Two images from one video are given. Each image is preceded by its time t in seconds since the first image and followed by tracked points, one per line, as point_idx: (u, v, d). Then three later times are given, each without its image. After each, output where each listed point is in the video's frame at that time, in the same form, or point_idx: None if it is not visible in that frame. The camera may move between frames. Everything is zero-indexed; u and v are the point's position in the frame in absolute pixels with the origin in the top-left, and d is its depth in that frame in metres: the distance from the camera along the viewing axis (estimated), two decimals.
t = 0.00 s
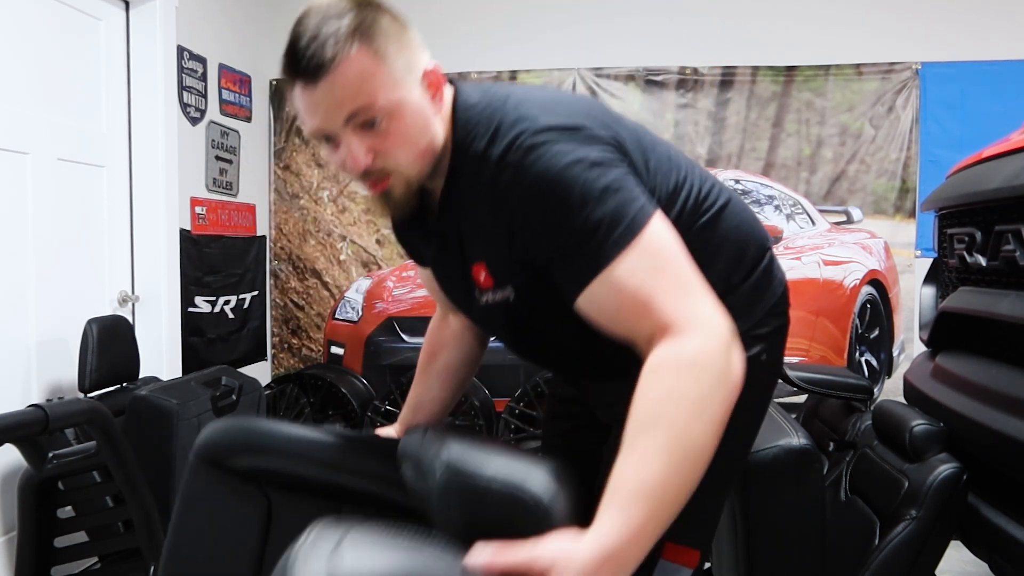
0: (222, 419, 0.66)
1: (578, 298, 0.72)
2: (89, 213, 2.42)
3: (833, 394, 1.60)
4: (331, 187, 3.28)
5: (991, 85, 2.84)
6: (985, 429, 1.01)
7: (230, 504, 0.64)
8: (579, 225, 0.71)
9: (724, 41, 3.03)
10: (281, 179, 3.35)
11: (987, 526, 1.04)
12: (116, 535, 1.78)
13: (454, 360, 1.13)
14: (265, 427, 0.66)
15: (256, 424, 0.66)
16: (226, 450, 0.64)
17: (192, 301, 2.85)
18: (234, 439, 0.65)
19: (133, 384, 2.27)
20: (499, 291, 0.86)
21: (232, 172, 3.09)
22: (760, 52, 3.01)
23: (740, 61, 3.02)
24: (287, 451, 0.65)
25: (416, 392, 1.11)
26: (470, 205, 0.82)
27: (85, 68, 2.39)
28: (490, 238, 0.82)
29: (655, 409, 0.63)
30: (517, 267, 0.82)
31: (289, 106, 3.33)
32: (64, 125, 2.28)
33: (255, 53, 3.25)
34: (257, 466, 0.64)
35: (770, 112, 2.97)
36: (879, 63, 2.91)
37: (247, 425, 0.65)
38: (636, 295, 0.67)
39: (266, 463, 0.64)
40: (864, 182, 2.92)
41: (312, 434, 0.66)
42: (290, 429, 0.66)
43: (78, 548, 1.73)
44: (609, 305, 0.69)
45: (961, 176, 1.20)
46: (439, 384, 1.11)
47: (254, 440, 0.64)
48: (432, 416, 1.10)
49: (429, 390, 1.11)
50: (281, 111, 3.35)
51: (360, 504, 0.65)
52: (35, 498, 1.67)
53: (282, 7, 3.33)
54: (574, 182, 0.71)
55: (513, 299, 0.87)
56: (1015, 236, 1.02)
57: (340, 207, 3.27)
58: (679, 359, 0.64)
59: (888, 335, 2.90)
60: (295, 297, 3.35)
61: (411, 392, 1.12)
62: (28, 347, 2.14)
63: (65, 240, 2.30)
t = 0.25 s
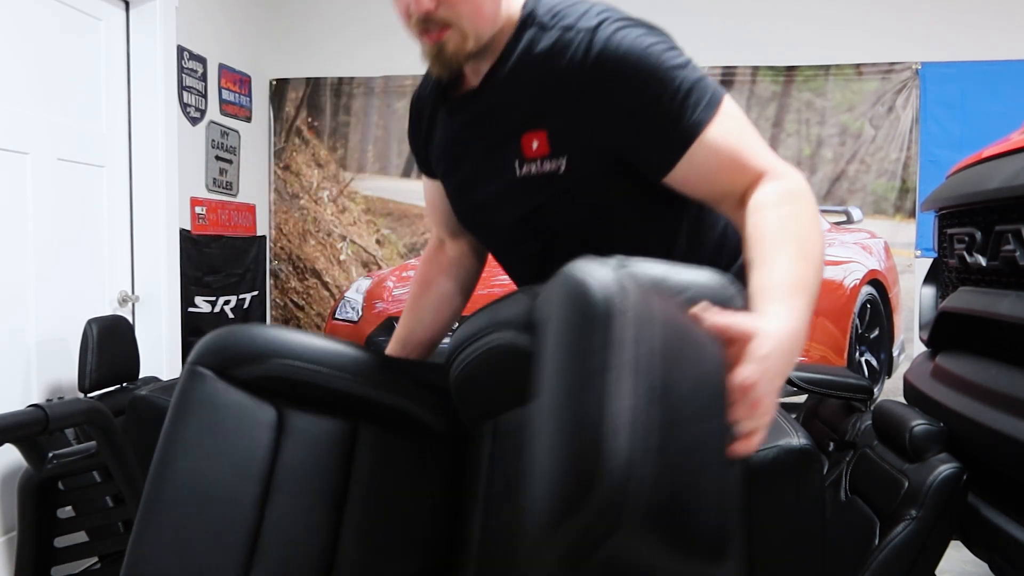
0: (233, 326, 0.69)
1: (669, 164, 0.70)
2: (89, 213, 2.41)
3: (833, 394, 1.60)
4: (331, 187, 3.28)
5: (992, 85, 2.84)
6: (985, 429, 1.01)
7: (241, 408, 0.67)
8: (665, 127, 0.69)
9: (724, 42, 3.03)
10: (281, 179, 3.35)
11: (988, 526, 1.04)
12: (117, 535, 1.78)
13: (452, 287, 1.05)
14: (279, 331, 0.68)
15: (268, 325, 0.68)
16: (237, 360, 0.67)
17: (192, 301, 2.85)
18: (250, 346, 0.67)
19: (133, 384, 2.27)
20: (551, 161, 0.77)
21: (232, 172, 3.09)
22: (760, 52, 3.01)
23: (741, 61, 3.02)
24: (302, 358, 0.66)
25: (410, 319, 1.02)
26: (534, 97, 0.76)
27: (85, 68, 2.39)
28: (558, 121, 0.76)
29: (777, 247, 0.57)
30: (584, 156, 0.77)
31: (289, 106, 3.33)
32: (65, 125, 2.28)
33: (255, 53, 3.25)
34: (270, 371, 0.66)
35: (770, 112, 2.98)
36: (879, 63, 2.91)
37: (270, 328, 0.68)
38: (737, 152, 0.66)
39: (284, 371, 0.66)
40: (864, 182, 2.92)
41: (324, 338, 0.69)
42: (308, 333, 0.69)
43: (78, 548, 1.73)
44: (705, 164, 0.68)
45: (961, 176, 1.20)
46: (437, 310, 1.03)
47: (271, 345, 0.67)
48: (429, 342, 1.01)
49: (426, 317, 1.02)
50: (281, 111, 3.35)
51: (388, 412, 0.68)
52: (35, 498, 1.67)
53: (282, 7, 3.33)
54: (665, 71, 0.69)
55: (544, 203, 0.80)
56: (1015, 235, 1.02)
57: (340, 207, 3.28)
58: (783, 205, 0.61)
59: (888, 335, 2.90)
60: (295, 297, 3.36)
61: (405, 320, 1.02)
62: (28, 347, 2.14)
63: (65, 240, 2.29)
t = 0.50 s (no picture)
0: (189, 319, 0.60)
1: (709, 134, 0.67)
2: (89, 213, 2.41)
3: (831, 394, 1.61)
4: (331, 187, 3.30)
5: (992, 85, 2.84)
6: (985, 429, 1.01)
7: (226, 413, 0.58)
8: (724, 90, 0.64)
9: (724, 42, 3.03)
10: (281, 179, 3.36)
11: (987, 526, 1.04)
12: (117, 535, 1.78)
13: (426, 263, 0.93)
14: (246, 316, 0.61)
15: (229, 312, 0.61)
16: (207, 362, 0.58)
17: (192, 300, 2.85)
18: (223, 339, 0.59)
19: (133, 384, 2.26)
20: (609, 103, 0.67)
21: (232, 172, 3.09)
22: (760, 52, 3.01)
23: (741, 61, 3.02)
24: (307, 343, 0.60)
25: (376, 293, 0.90)
26: (602, 40, 0.67)
27: (85, 68, 2.39)
28: (628, 64, 0.67)
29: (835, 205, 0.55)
30: (647, 101, 0.67)
31: (289, 106, 3.33)
32: (65, 125, 2.28)
33: (255, 53, 3.25)
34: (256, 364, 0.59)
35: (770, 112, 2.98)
36: (879, 63, 2.91)
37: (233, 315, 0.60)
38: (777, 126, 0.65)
39: (272, 361, 0.59)
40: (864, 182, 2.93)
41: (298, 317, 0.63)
42: (280, 315, 0.62)
43: (78, 548, 1.73)
44: (743, 136, 0.66)
45: (961, 176, 1.20)
46: (408, 286, 0.91)
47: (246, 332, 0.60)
48: (391, 324, 0.90)
49: (395, 292, 0.91)
50: (281, 111, 3.35)
51: (394, 397, 0.64)
52: (35, 498, 1.66)
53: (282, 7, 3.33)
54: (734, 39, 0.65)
55: (578, 155, 0.70)
56: (1015, 236, 1.02)
57: (340, 207, 3.30)
58: (832, 168, 0.60)
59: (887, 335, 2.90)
60: (295, 297, 3.36)
61: (370, 292, 0.91)
62: (28, 347, 2.14)
63: (65, 240, 2.29)
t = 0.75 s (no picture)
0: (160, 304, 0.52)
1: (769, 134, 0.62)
2: (89, 213, 2.41)
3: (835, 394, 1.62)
4: (331, 187, 3.29)
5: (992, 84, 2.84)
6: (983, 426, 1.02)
7: (204, 413, 0.50)
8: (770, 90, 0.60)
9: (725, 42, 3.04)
10: (281, 179, 3.36)
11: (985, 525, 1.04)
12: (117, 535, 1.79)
13: (409, 259, 0.84)
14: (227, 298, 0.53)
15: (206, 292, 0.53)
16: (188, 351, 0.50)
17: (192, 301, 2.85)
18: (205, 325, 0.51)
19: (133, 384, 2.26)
20: (671, 94, 0.59)
21: (232, 172, 3.09)
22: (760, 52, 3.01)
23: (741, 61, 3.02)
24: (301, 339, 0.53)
25: (351, 287, 0.82)
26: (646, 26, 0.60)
27: (85, 68, 2.39)
28: (677, 52, 0.60)
29: (885, 236, 0.57)
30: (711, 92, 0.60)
31: (289, 106, 3.33)
32: (65, 125, 2.28)
33: (254, 53, 3.25)
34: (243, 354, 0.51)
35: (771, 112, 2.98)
36: (879, 63, 2.91)
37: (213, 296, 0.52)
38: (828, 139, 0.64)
39: (263, 352, 0.52)
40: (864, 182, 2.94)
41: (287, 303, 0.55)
42: (266, 298, 0.54)
43: (78, 548, 1.73)
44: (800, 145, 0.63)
45: (961, 176, 1.20)
46: (386, 283, 0.83)
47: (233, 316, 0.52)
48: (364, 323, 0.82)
49: (372, 290, 0.82)
50: (281, 111, 3.35)
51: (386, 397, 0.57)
52: (35, 499, 1.66)
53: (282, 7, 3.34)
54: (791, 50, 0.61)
55: (607, 147, 0.61)
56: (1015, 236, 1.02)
57: (340, 207, 3.29)
58: (867, 188, 0.62)
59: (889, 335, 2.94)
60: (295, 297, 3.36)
61: (344, 284, 0.82)
62: (28, 347, 2.14)
63: (65, 240, 2.29)
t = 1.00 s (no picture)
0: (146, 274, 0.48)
1: (830, 120, 0.59)
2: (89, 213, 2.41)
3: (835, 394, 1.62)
4: (331, 187, 3.32)
5: (991, 84, 2.85)
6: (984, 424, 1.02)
7: (201, 403, 0.46)
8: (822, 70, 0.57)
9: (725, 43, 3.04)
10: (281, 179, 3.36)
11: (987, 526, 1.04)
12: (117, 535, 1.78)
13: (420, 235, 0.79)
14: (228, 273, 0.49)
15: (202, 263, 0.48)
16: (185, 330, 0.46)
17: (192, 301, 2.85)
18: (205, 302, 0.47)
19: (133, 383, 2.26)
20: (735, 65, 0.56)
21: (232, 173, 3.09)
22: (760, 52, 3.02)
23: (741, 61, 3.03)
24: (315, 328, 0.50)
25: (362, 265, 0.77)
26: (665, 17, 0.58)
27: (85, 68, 2.39)
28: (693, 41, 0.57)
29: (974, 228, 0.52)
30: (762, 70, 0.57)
31: (289, 106, 3.33)
32: (65, 125, 2.28)
33: (254, 53, 3.25)
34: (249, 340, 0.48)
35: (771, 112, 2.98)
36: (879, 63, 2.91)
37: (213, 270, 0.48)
38: (897, 128, 0.61)
39: (274, 338, 0.48)
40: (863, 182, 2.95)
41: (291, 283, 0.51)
42: (268, 275, 0.50)
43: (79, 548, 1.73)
44: (863, 132, 0.60)
45: (962, 176, 1.20)
46: (398, 262, 0.78)
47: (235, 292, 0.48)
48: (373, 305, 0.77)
49: (382, 269, 0.77)
50: (281, 111, 3.35)
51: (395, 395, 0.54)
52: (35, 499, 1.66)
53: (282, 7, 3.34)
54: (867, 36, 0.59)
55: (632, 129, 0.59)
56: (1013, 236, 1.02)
57: (340, 207, 3.31)
58: (946, 176, 0.57)
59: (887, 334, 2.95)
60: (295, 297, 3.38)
61: (354, 262, 0.77)
62: (28, 347, 2.14)
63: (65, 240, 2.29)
